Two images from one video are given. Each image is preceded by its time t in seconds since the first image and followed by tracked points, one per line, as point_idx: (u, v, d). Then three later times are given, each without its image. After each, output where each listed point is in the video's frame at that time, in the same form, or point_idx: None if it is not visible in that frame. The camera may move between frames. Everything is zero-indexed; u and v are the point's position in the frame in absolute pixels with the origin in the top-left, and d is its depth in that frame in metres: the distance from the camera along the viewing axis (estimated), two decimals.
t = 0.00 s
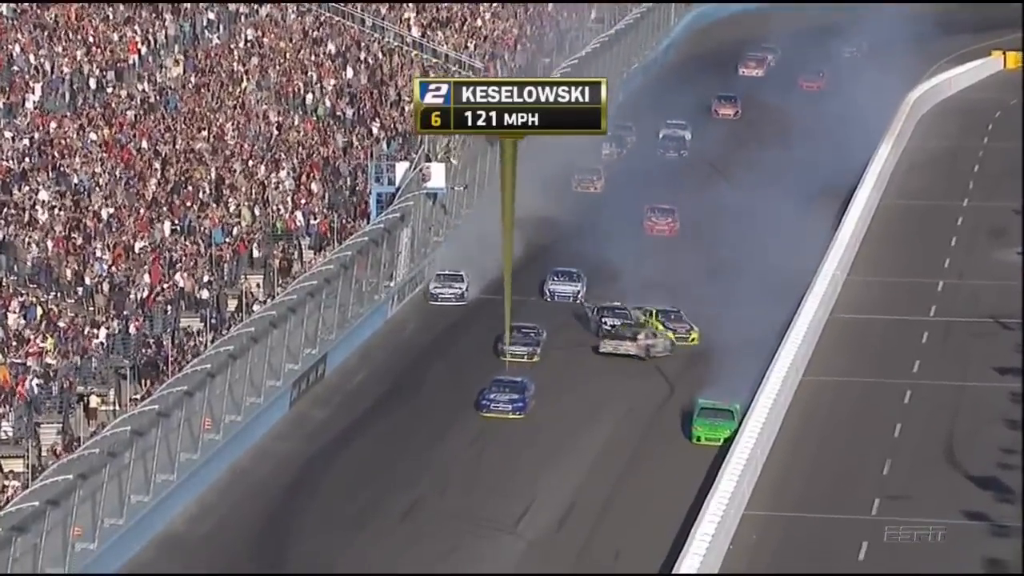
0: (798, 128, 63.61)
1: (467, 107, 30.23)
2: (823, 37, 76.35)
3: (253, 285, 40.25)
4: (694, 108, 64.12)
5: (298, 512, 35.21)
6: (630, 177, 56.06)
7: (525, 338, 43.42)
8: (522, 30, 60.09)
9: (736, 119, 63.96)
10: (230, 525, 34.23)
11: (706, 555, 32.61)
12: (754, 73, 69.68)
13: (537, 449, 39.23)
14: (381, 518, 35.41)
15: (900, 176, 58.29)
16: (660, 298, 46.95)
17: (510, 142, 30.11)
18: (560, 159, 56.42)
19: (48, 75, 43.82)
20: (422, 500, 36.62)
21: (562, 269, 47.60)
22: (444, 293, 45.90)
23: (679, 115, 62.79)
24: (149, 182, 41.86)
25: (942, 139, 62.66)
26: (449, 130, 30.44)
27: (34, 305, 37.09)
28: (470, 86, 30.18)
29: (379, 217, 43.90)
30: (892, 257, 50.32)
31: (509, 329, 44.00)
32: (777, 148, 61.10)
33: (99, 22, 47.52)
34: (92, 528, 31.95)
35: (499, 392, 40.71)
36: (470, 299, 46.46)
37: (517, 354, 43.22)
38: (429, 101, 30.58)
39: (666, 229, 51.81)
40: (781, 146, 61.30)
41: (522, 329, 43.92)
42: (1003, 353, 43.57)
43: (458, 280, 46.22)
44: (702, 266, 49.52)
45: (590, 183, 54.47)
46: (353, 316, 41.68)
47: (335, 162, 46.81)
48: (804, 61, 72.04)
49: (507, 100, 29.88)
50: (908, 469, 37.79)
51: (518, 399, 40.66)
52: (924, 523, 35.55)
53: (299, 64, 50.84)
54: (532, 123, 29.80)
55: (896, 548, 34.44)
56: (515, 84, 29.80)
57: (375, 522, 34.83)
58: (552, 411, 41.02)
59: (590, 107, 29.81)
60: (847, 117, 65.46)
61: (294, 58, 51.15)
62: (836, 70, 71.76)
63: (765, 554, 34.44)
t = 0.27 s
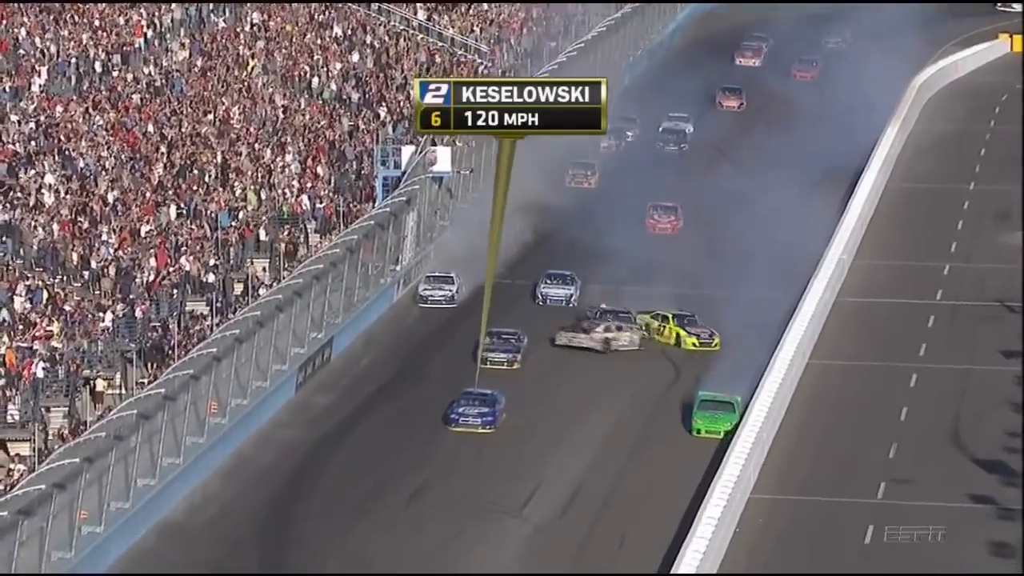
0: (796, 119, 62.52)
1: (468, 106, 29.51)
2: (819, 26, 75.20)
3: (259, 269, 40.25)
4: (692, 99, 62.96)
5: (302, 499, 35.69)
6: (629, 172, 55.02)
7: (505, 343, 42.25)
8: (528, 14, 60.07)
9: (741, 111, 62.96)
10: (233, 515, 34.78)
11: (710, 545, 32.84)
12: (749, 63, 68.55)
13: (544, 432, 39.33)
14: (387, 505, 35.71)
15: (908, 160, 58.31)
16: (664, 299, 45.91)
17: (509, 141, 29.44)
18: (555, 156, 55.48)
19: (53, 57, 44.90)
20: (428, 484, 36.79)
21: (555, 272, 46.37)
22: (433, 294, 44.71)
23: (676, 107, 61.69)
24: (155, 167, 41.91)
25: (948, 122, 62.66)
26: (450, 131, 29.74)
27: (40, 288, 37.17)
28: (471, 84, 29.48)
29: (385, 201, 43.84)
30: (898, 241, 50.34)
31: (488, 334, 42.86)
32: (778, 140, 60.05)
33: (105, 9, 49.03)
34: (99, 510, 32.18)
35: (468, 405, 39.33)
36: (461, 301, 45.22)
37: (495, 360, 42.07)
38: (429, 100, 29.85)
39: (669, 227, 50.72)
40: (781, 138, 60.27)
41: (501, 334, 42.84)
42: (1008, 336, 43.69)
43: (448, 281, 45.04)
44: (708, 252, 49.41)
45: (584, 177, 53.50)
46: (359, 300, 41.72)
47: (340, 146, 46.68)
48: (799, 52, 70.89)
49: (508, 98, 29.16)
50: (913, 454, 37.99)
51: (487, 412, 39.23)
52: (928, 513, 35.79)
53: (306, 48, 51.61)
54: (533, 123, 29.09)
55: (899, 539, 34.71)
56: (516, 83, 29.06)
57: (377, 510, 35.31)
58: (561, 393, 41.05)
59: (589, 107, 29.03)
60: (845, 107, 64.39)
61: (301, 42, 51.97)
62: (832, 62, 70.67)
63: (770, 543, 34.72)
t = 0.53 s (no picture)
0: (800, 104, 61.41)
1: (468, 107, 31.66)
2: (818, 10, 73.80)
3: (271, 248, 40.32)
4: (693, 85, 61.73)
5: (314, 479, 35.83)
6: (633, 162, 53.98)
7: (486, 346, 40.97)
8: None
9: (751, 98, 61.77)
10: (245, 493, 34.94)
11: (719, 529, 32.71)
12: (753, 47, 67.25)
13: (556, 409, 39.38)
14: (398, 483, 35.82)
15: (921, 136, 58.44)
16: (672, 292, 44.90)
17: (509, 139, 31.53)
18: (558, 146, 54.42)
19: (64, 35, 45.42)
20: (440, 461, 36.89)
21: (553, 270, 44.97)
22: (427, 293, 43.53)
23: (679, 95, 60.53)
24: (168, 145, 42.25)
25: (961, 100, 62.76)
26: (450, 130, 31.92)
27: (53, 266, 37.23)
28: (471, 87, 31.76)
29: (398, 177, 43.97)
30: (910, 215, 50.55)
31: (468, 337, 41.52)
32: (783, 126, 58.96)
33: None
34: (112, 485, 32.25)
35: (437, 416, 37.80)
36: (455, 300, 43.92)
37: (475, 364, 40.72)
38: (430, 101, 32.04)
39: (678, 220, 49.42)
40: (787, 123, 59.16)
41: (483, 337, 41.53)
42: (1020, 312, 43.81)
43: (442, 278, 43.77)
44: (720, 231, 49.30)
45: (584, 168, 52.42)
46: (371, 276, 41.76)
47: (352, 123, 46.95)
48: (798, 36, 69.62)
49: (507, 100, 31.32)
50: (925, 429, 38.11)
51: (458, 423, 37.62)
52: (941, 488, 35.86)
53: (320, 24, 52.25)
54: (531, 122, 31.16)
55: (912, 517, 34.76)
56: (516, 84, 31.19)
57: (391, 485, 35.53)
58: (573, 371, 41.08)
59: (588, 107, 31.24)
60: (849, 90, 63.22)
61: (313, 18, 52.53)
62: (833, 46, 69.38)
63: (782, 519, 34.83)
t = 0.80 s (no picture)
0: (804, 97, 61.07)
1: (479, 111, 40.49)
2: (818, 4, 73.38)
3: (291, 232, 41.08)
4: (697, 80, 61.34)
5: (334, 459, 36.59)
6: (640, 158, 53.73)
7: (473, 353, 40.40)
8: None
9: (762, 92, 61.46)
10: (266, 473, 35.73)
11: (732, 509, 33.36)
12: (760, 41, 67.00)
13: (571, 389, 40.11)
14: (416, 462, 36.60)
15: (930, 122, 59.22)
16: (685, 293, 44.64)
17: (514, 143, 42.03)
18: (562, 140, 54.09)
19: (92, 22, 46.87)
20: (457, 440, 37.65)
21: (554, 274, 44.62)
22: (425, 296, 43.04)
23: (682, 91, 60.11)
24: (190, 131, 43.42)
25: (971, 85, 63.37)
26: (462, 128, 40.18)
27: (78, 249, 38.25)
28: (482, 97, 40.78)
29: (415, 162, 44.90)
30: (920, 201, 51.17)
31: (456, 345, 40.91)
32: (789, 120, 58.67)
33: None
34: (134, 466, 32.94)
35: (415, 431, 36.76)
36: (452, 303, 43.59)
37: (463, 372, 40.21)
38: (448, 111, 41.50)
39: (685, 221, 48.93)
40: (793, 118, 58.85)
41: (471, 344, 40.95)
42: None
43: (440, 281, 43.41)
44: (732, 218, 49.85)
45: (588, 166, 52.14)
46: (390, 260, 42.31)
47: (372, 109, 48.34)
48: (797, 30, 69.21)
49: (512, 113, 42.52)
50: (935, 410, 38.77)
51: (436, 438, 36.69)
52: (951, 468, 36.52)
53: (341, 11, 53.67)
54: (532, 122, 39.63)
55: (920, 497, 35.45)
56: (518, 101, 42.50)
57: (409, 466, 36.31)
58: (588, 354, 41.82)
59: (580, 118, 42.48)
60: (853, 84, 62.88)
61: (333, 7, 53.90)
62: (834, 40, 69.03)
63: (795, 498, 35.50)
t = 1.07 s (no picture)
0: (806, 92, 61.41)
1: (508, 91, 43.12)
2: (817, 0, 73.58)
3: (315, 215, 42.83)
4: (700, 77, 61.60)
5: (359, 436, 38.01)
6: (646, 155, 54.16)
7: (461, 357, 40.56)
8: None
9: (770, 88, 61.83)
10: (294, 450, 37.17)
11: (744, 483, 34.63)
12: (765, 36, 67.39)
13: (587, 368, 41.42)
14: (439, 438, 38.00)
15: (934, 107, 60.79)
16: (693, 290, 45.07)
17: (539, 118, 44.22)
18: (569, 137, 54.55)
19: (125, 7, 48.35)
20: (478, 416, 39.02)
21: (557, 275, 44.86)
22: (426, 297, 43.37)
23: (685, 89, 60.39)
24: (219, 117, 45.01)
25: (975, 73, 64.61)
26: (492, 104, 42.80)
27: (110, 231, 39.69)
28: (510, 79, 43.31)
29: (437, 149, 46.57)
30: (925, 185, 52.45)
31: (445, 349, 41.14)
32: (793, 114, 59.02)
33: None
34: (165, 441, 34.56)
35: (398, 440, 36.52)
36: (454, 304, 43.93)
37: (451, 376, 40.32)
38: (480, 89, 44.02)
39: (688, 220, 49.18)
40: (796, 112, 59.21)
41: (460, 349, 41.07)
42: None
43: (441, 282, 43.72)
44: (741, 204, 51.13)
45: (593, 163, 52.46)
46: (411, 242, 43.90)
47: (394, 95, 50.19)
48: (796, 26, 69.44)
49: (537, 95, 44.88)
50: (940, 388, 40.10)
51: (420, 448, 36.42)
52: (954, 443, 37.85)
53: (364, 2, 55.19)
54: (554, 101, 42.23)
55: (925, 471, 36.77)
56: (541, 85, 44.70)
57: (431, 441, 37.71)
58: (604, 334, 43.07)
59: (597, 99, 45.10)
60: (854, 78, 63.20)
61: None
62: (835, 35, 69.30)
63: (803, 472, 36.85)
